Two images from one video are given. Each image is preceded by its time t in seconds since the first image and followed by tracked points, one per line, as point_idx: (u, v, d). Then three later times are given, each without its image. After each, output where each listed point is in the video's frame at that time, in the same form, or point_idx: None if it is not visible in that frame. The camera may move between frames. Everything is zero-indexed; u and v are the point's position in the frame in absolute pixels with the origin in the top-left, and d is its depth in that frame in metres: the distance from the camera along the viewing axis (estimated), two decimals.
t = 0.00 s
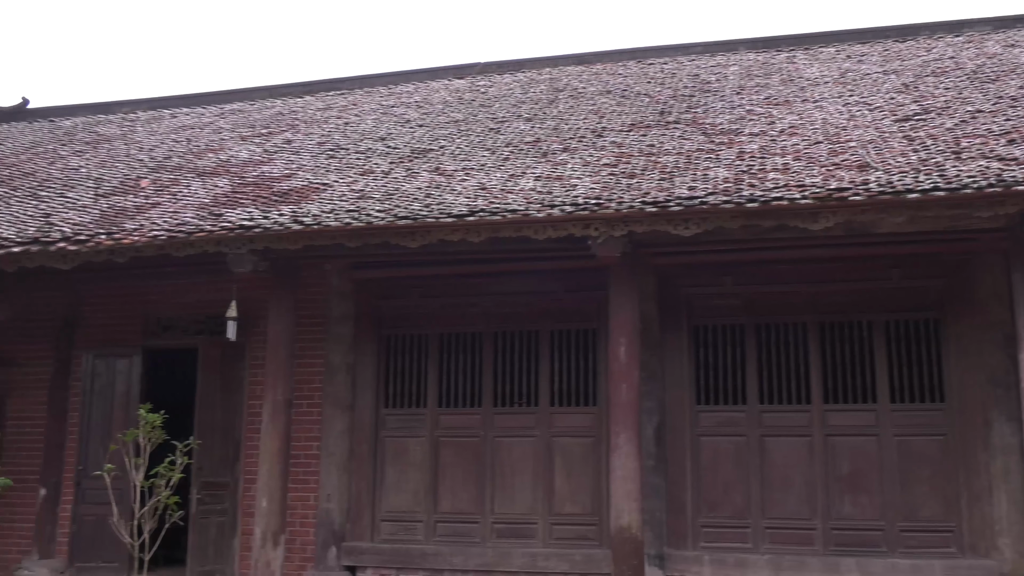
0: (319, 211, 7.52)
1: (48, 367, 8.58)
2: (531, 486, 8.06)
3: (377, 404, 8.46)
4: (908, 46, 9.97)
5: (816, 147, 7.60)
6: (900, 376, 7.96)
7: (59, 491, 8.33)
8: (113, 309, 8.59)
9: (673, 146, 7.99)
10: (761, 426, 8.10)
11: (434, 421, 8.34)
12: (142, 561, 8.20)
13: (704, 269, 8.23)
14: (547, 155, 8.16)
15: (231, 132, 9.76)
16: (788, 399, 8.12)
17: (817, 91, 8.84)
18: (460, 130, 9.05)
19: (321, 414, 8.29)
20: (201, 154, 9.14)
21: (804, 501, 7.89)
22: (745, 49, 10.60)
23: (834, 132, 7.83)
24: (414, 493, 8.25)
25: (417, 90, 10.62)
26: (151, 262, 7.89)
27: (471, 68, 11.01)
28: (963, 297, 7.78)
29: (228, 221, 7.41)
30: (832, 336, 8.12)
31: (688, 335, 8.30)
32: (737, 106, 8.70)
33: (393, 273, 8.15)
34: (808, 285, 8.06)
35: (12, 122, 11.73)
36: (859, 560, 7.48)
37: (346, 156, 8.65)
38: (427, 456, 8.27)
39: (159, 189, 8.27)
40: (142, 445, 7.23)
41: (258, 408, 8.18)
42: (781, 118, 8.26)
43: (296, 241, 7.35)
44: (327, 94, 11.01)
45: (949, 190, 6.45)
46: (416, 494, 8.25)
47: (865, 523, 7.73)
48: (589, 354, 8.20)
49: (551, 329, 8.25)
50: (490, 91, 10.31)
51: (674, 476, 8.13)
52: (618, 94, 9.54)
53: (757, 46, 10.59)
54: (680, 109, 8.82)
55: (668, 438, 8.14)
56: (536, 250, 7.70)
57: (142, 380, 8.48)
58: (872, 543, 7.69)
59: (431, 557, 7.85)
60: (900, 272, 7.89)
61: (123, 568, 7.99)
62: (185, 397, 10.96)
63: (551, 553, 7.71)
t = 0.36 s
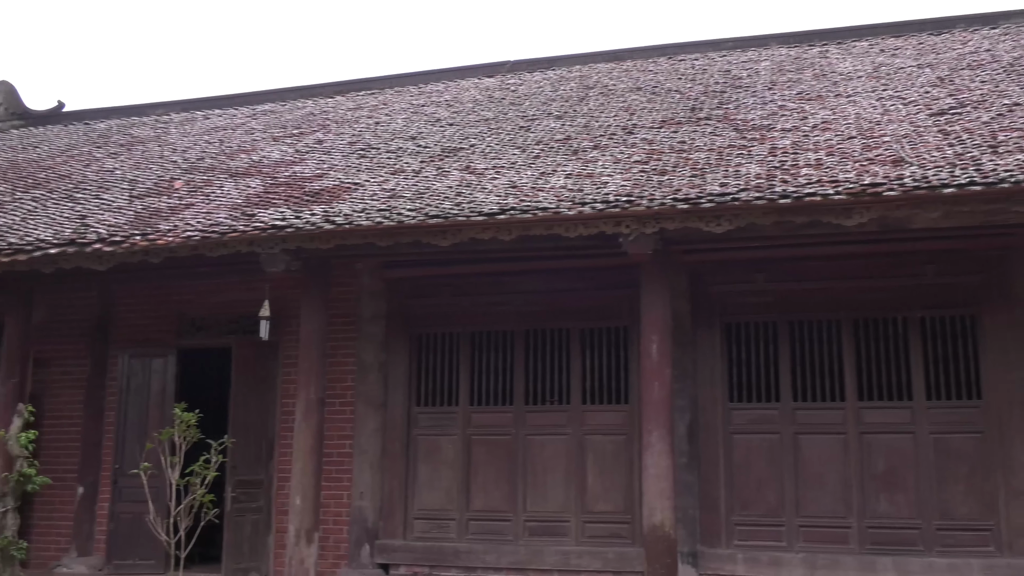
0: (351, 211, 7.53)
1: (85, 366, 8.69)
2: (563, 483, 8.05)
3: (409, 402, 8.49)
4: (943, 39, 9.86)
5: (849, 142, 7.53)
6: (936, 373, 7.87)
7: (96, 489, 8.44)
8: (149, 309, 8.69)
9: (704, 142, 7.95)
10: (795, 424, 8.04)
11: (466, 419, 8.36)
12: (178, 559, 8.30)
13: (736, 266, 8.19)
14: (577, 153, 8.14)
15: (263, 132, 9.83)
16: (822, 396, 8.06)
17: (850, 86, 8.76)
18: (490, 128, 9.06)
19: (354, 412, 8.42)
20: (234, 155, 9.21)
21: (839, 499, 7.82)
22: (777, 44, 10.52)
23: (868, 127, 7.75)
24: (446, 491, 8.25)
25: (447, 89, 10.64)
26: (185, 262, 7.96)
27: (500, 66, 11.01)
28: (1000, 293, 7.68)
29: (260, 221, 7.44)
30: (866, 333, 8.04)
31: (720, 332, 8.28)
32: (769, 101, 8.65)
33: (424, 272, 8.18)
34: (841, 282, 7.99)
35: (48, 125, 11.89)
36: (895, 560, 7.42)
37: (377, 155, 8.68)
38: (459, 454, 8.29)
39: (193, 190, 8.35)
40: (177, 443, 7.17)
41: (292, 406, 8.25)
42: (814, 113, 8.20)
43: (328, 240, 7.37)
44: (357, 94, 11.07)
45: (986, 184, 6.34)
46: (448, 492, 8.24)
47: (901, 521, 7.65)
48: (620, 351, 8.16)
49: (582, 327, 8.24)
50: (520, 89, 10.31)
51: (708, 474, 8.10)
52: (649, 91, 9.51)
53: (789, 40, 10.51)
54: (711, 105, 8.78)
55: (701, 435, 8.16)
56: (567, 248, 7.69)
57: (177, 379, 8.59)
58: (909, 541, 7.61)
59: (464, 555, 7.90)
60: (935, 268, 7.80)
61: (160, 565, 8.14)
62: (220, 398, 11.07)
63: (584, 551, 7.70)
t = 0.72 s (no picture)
0: (376, 206, 7.54)
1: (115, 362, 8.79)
2: (590, 478, 8.04)
3: (436, 397, 8.51)
4: (972, 29, 9.76)
5: (877, 134, 7.46)
6: (966, 366, 7.79)
7: (126, 484, 8.55)
8: (177, 306, 8.77)
9: (730, 135, 7.91)
10: (823, 418, 8.00)
11: (492, 414, 8.37)
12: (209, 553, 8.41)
13: (762, 260, 8.16)
14: (602, 147, 8.13)
15: (289, 129, 9.89)
16: (850, 390, 8.01)
17: (877, 77, 8.70)
18: (514, 123, 9.07)
19: (380, 408, 8.47)
20: (260, 152, 9.26)
21: (867, 493, 7.77)
22: (803, 35, 10.46)
23: (896, 119, 7.68)
24: (472, 485, 8.27)
25: (472, 85, 10.66)
26: (213, 259, 8.01)
27: (525, 61, 11.01)
28: None
29: (286, 217, 7.47)
30: (894, 326, 7.98)
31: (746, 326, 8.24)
32: (795, 94, 8.60)
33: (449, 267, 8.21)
34: (869, 275, 7.94)
35: (76, 124, 12.00)
36: (925, 554, 7.38)
37: (402, 151, 8.71)
38: (485, 449, 8.30)
39: (219, 187, 8.40)
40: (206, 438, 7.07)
41: (319, 402, 8.30)
42: (841, 105, 8.15)
43: (354, 236, 7.39)
44: (382, 90, 11.11)
45: (1017, 175, 6.24)
46: (475, 486, 8.27)
47: (930, 515, 7.59)
48: (646, 345, 8.15)
49: (608, 321, 8.22)
50: (544, 84, 10.31)
51: (735, 468, 8.08)
52: (674, 84, 9.48)
53: (815, 32, 10.44)
54: (737, 98, 8.74)
55: (728, 430, 8.13)
56: (592, 242, 7.66)
57: (205, 374, 8.64)
58: (939, 536, 7.55)
59: (491, 549, 7.94)
60: (964, 260, 7.72)
61: (189, 559, 8.18)
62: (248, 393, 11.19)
63: (611, 546, 7.71)
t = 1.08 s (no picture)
0: (403, 202, 7.53)
1: (146, 359, 8.89)
2: (619, 473, 8.02)
3: (463, 392, 8.53)
4: (1003, 18, 9.65)
5: (906, 125, 7.38)
6: (998, 360, 7.69)
7: (157, 481, 8.63)
8: (207, 303, 8.84)
9: (757, 128, 7.87)
10: (853, 413, 7.95)
11: (519, 409, 8.38)
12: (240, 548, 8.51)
13: (790, 254, 8.11)
14: (629, 141, 8.10)
15: (316, 126, 9.94)
16: (880, 384, 7.95)
17: (907, 68, 8.63)
18: (540, 118, 9.07)
19: (408, 404, 8.50)
20: (287, 149, 9.32)
21: (898, 488, 7.71)
22: (830, 27, 10.38)
23: (926, 110, 7.60)
24: (500, 481, 8.29)
25: (497, 80, 10.68)
26: (241, 256, 8.06)
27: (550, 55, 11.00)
28: None
29: (313, 214, 7.49)
30: (925, 319, 7.91)
31: (774, 321, 8.21)
32: (823, 86, 8.55)
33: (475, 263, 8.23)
34: (898, 269, 7.88)
35: (106, 123, 12.13)
36: (957, 550, 7.34)
37: (428, 147, 8.74)
38: (513, 444, 8.31)
39: (247, 184, 8.46)
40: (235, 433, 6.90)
41: (347, 398, 8.35)
42: (869, 97, 8.08)
43: (381, 233, 7.36)
44: (407, 87, 11.15)
45: None
46: (503, 481, 8.28)
47: (963, 511, 7.52)
48: (674, 340, 8.12)
49: (635, 316, 8.20)
50: (570, 79, 10.31)
51: (763, 464, 8.05)
52: (700, 77, 9.45)
53: (843, 23, 10.36)
54: (764, 91, 8.70)
55: (757, 424, 8.11)
56: (618, 237, 7.63)
57: (234, 371, 8.71)
58: (972, 532, 7.46)
59: (519, 545, 7.99)
60: (996, 253, 7.64)
61: (220, 554, 8.26)
62: (276, 389, 11.30)
63: (639, 541, 7.72)
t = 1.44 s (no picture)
0: (432, 199, 7.54)
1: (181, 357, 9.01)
2: (650, 469, 8.00)
3: (493, 389, 8.54)
4: None
5: (940, 117, 7.29)
6: None
7: (191, 475, 8.81)
8: (240, 300, 8.94)
9: (788, 122, 7.82)
10: (887, 408, 7.88)
11: (550, 405, 8.39)
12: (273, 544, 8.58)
13: (821, 249, 8.05)
14: (658, 136, 8.08)
15: (345, 124, 10.00)
16: (915, 379, 7.88)
17: (940, 59, 8.55)
18: (569, 113, 9.07)
19: (439, 400, 8.54)
20: (317, 147, 9.38)
21: (933, 484, 7.64)
22: (862, 18, 10.30)
23: (960, 101, 7.51)
24: (531, 477, 8.30)
25: (526, 76, 10.70)
26: (272, 254, 8.12)
27: (578, 51, 11.00)
28: None
29: (343, 211, 7.52)
30: (960, 314, 7.81)
31: (807, 316, 8.15)
32: (855, 78, 8.49)
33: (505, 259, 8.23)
34: (932, 263, 7.80)
35: (139, 123, 12.27)
36: (994, 547, 7.26)
37: (458, 143, 8.76)
38: (544, 440, 8.32)
39: (278, 182, 8.52)
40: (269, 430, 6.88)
41: (378, 394, 8.39)
42: (902, 89, 8.01)
43: (410, 230, 7.35)
44: (436, 84, 11.20)
45: None
46: (534, 478, 8.28)
47: (1000, 507, 7.41)
48: (705, 336, 8.09)
49: (666, 312, 8.17)
50: (599, 74, 10.31)
51: (796, 459, 8.01)
52: (730, 71, 9.42)
53: (875, 15, 10.28)
54: (795, 84, 8.65)
55: (790, 419, 8.07)
56: (648, 233, 7.58)
57: (266, 367, 8.77)
58: (1009, 528, 7.35)
59: (551, 541, 7.99)
60: None
61: (253, 549, 8.36)
62: (308, 385, 11.39)
63: (671, 538, 7.69)
